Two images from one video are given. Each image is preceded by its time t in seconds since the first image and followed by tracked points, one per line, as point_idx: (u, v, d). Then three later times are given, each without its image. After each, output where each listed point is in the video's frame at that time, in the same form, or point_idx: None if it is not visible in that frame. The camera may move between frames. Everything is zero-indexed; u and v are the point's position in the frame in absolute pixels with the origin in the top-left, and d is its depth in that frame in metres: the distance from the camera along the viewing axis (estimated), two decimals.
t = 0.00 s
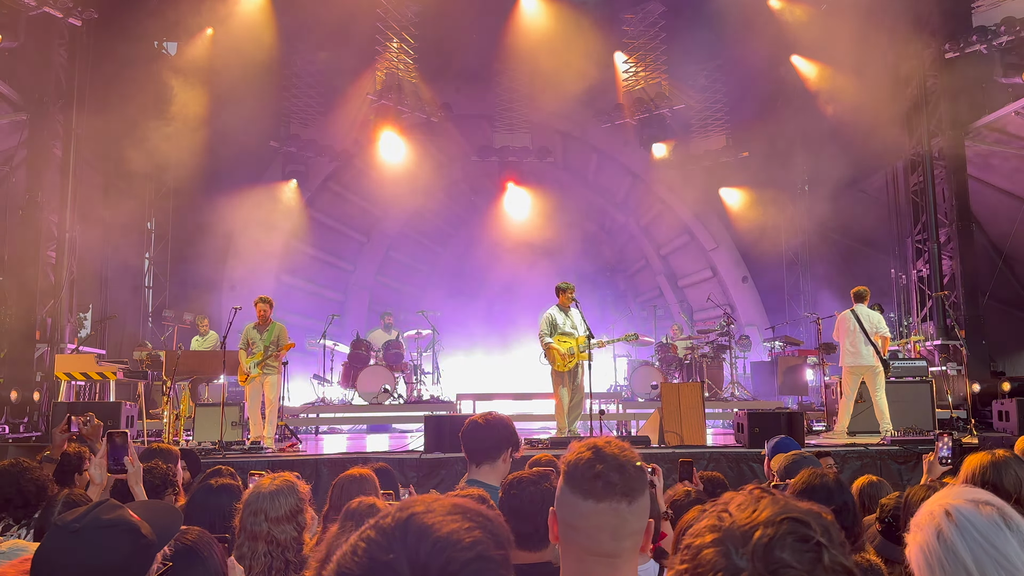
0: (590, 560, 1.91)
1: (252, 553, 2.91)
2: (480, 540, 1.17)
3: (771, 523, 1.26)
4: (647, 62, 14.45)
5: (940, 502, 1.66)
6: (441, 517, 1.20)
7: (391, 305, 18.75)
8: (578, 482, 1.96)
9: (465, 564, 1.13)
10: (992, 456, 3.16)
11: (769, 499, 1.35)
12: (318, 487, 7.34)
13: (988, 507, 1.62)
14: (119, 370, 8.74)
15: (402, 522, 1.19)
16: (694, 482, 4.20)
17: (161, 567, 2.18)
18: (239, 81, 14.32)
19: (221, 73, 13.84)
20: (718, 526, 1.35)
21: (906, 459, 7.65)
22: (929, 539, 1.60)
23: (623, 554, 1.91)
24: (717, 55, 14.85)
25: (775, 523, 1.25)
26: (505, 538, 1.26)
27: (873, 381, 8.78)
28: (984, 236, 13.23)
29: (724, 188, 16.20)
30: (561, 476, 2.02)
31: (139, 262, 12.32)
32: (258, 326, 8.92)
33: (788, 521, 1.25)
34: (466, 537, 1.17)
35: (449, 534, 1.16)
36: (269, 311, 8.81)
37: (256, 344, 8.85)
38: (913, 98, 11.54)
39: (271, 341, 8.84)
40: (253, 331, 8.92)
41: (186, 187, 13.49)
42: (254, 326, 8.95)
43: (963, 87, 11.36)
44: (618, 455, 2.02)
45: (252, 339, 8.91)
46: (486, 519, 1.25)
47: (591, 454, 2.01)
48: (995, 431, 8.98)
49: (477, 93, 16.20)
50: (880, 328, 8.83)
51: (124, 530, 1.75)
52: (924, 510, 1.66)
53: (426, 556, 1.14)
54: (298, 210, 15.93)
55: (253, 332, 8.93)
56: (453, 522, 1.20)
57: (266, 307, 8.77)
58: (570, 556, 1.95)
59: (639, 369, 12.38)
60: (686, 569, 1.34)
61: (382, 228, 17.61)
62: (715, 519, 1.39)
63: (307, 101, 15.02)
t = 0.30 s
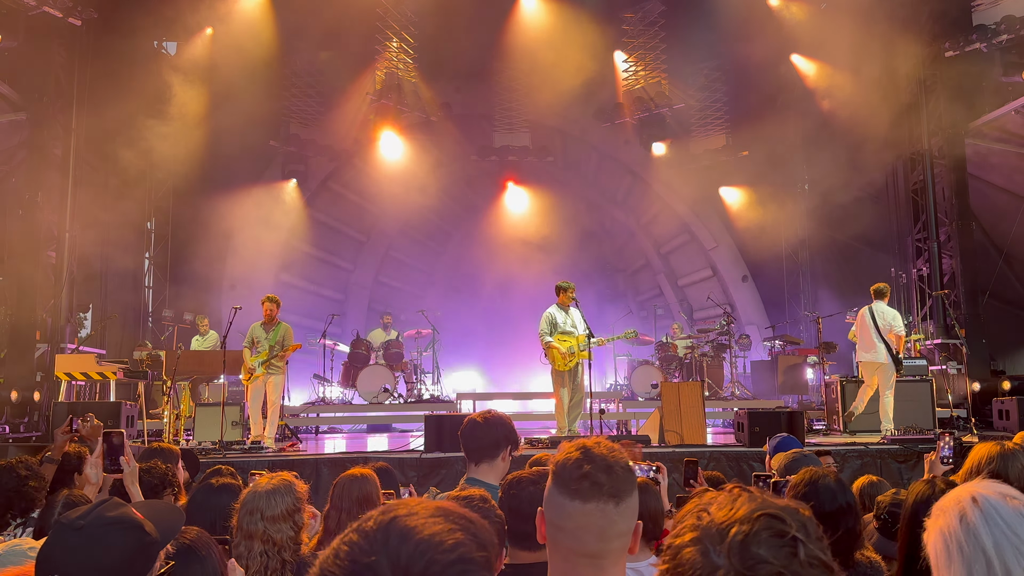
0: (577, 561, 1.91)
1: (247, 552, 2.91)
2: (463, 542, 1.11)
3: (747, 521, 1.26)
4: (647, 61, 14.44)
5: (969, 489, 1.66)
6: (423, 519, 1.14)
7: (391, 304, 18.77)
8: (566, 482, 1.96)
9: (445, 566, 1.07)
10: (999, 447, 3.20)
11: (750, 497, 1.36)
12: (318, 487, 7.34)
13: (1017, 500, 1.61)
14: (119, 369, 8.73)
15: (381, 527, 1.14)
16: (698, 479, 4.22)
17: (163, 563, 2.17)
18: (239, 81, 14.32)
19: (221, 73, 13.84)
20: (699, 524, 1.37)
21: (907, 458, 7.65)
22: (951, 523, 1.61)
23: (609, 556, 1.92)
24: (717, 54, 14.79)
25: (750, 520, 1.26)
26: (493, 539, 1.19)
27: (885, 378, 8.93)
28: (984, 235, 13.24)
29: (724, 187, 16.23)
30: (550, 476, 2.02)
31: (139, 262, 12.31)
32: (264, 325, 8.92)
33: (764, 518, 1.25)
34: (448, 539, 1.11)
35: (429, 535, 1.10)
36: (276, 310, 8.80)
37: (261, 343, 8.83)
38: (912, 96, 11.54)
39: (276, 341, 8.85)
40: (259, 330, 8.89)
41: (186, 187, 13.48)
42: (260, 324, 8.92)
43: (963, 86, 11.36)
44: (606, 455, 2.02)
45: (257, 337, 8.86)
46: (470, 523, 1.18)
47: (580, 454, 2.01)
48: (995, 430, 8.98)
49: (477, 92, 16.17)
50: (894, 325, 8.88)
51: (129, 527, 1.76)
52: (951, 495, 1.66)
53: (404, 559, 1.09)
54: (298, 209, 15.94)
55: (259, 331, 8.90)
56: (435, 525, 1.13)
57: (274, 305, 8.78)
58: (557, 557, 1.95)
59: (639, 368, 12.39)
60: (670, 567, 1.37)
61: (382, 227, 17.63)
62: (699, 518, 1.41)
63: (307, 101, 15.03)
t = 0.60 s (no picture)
0: (569, 560, 1.91)
1: (240, 550, 2.90)
2: (428, 530, 1.10)
3: (763, 511, 1.27)
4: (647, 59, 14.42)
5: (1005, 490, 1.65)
6: (388, 507, 1.12)
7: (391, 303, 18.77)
8: (557, 480, 1.95)
9: (410, 553, 1.06)
10: (1004, 447, 3.21)
11: (760, 489, 1.37)
12: (319, 486, 7.33)
13: None
14: (119, 369, 8.72)
15: (345, 516, 1.12)
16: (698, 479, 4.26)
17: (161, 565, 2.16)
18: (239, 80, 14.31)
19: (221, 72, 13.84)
20: (714, 519, 1.36)
21: (907, 456, 7.64)
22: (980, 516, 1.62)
23: (602, 554, 1.91)
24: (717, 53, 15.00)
25: (765, 511, 1.27)
26: (457, 528, 1.18)
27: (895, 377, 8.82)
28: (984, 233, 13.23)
29: (724, 186, 16.23)
30: (542, 475, 2.02)
31: (139, 261, 12.30)
32: (266, 324, 8.91)
33: (778, 508, 1.26)
34: (413, 525, 1.09)
35: (395, 522, 1.09)
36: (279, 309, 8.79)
37: (263, 342, 8.81)
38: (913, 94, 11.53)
39: (279, 341, 8.85)
40: (262, 329, 8.90)
41: (186, 186, 13.47)
42: (263, 323, 8.91)
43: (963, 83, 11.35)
44: (598, 453, 2.01)
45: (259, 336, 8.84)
46: (434, 512, 1.17)
47: (571, 452, 2.01)
48: (996, 429, 8.97)
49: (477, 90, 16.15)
50: (896, 322, 8.72)
51: (125, 529, 1.75)
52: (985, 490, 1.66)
53: (368, 545, 1.07)
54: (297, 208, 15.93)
55: (262, 329, 8.88)
56: (400, 511, 1.12)
57: (277, 304, 8.76)
58: (550, 556, 1.95)
59: (639, 367, 12.40)
60: (687, 566, 1.34)
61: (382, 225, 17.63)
62: (712, 513, 1.40)
63: (307, 99, 15.02)
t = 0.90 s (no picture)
0: (564, 562, 1.90)
1: (236, 544, 2.91)
2: (388, 536, 1.07)
3: (821, 504, 1.19)
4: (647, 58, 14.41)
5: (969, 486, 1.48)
6: (347, 513, 1.09)
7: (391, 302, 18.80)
8: (548, 481, 1.94)
9: (369, 560, 1.03)
10: (996, 443, 3.20)
11: (809, 484, 1.28)
12: (319, 485, 7.33)
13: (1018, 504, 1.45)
14: (118, 368, 8.72)
15: (302, 524, 1.09)
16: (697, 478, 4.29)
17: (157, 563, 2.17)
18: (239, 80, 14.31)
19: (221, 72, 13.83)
20: (768, 512, 1.24)
21: (907, 455, 7.63)
22: (948, 517, 1.43)
23: (596, 554, 1.90)
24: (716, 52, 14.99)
25: (824, 503, 1.18)
26: (418, 530, 1.15)
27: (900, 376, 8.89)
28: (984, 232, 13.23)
29: (724, 184, 16.23)
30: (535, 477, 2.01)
31: (139, 261, 12.29)
32: (265, 323, 8.91)
33: (836, 499, 1.19)
34: (372, 533, 1.06)
35: (354, 530, 1.06)
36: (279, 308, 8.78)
37: (262, 341, 8.79)
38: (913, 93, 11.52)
39: (278, 339, 8.84)
40: (262, 327, 8.89)
41: (185, 186, 13.46)
42: (263, 322, 8.91)
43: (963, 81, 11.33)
44: (589, 454, 2.01)
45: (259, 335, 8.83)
46: (397, 514, 1.14)
47: (562, 453, 2.01)
48: (996, 427, 8.95)
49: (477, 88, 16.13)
50: (901, 322, 8.71)
51: (120, 527, 1.74)
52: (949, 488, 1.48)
53: (326, 554, 1.04)
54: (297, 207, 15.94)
55: (261, 328, 8.87)
56: (360, 517, 1.09)
57: (277, 304, 8.76)
58: (544, 557, 1.94)
59: (639, 366, 12.43)
60: (741, 563, 1.19)
61: (382, 224, 17.64)
62: (759, 509, 1.28)
63: (307, 98, 15.01)
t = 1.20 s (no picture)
0: (575, 558, 1.90)
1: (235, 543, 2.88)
2: (359, 522, 1.10)
3: (862, 479, 1.18)
4: (647, 56, 14.41)
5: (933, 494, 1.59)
6: (319, 501, 1.12)
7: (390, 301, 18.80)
8: (557, 479, 1.94)
9: (340, 546, 1.06)
10: (992, 441, 3.20)
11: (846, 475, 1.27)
12: (319, 484, 7.32)
13: (982, 499, 1.55)
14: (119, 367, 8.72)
15: (274, 514, 1.12)
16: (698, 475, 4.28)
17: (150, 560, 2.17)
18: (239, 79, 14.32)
19: (221, 71, 13.84)
20: (812, 499, 1.21)
21: (907, 452, 7.63)
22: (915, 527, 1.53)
23: (607, 549, 1.90)
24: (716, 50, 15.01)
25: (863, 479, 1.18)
26: (392, 519, 1.18)
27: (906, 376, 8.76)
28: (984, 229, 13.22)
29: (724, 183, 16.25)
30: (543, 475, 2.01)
31: (138, 260, 12.27)
32: (262, 322, 8.91)
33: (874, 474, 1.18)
34: (343, 519, 1.09)
35: (325, 517, 1.09)
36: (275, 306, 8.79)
37: (259, 339, 8.81)
38: (913, 91, 11.51)
39: (274, 337, 8.84)
40: (258, 326, 8.89)
41: (185, 185, 13.44)
42: (259, 321, 8.91)
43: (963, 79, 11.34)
44: (597, 448, 2.01)
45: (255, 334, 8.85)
46: (368, 502, 1.17)
47: (569, 450, 2.01)
48: (997, 425, 8.94)
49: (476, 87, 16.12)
50: (908, 321, 8.59)
51: (110, 530, 1.74)
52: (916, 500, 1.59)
53: (297, 541, 1.07)
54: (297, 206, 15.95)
55: (258, 327, 8.90)
56: (333, 505, 1.12)
57: (272, 302, 8.77)
58: (556, 555, 1.93)
59: (640, 364, 12.46)
60: (799, 547, 1.15)
61: (382, 223, 17.66)
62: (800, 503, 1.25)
63: (307, 97, 15.03)
